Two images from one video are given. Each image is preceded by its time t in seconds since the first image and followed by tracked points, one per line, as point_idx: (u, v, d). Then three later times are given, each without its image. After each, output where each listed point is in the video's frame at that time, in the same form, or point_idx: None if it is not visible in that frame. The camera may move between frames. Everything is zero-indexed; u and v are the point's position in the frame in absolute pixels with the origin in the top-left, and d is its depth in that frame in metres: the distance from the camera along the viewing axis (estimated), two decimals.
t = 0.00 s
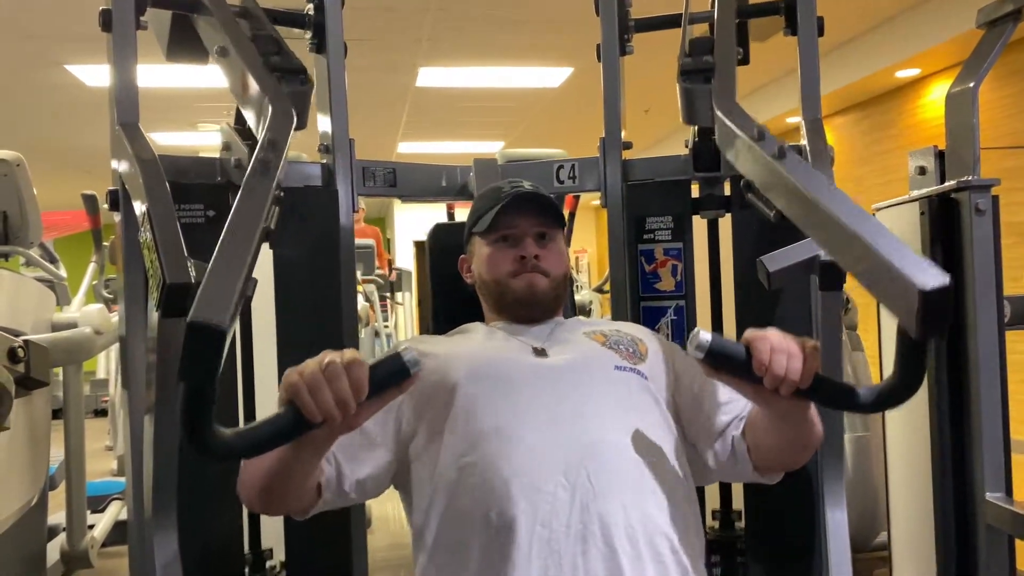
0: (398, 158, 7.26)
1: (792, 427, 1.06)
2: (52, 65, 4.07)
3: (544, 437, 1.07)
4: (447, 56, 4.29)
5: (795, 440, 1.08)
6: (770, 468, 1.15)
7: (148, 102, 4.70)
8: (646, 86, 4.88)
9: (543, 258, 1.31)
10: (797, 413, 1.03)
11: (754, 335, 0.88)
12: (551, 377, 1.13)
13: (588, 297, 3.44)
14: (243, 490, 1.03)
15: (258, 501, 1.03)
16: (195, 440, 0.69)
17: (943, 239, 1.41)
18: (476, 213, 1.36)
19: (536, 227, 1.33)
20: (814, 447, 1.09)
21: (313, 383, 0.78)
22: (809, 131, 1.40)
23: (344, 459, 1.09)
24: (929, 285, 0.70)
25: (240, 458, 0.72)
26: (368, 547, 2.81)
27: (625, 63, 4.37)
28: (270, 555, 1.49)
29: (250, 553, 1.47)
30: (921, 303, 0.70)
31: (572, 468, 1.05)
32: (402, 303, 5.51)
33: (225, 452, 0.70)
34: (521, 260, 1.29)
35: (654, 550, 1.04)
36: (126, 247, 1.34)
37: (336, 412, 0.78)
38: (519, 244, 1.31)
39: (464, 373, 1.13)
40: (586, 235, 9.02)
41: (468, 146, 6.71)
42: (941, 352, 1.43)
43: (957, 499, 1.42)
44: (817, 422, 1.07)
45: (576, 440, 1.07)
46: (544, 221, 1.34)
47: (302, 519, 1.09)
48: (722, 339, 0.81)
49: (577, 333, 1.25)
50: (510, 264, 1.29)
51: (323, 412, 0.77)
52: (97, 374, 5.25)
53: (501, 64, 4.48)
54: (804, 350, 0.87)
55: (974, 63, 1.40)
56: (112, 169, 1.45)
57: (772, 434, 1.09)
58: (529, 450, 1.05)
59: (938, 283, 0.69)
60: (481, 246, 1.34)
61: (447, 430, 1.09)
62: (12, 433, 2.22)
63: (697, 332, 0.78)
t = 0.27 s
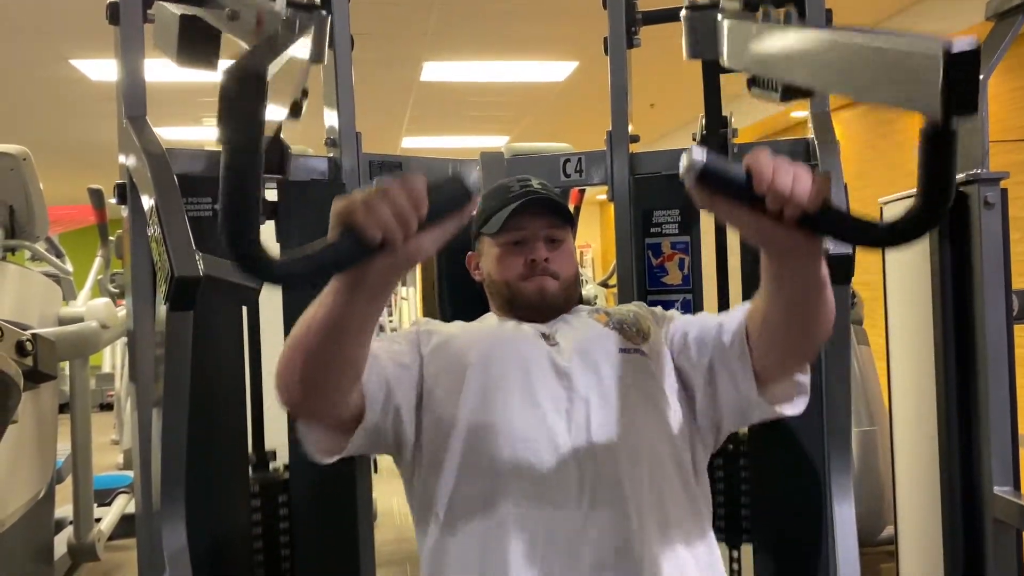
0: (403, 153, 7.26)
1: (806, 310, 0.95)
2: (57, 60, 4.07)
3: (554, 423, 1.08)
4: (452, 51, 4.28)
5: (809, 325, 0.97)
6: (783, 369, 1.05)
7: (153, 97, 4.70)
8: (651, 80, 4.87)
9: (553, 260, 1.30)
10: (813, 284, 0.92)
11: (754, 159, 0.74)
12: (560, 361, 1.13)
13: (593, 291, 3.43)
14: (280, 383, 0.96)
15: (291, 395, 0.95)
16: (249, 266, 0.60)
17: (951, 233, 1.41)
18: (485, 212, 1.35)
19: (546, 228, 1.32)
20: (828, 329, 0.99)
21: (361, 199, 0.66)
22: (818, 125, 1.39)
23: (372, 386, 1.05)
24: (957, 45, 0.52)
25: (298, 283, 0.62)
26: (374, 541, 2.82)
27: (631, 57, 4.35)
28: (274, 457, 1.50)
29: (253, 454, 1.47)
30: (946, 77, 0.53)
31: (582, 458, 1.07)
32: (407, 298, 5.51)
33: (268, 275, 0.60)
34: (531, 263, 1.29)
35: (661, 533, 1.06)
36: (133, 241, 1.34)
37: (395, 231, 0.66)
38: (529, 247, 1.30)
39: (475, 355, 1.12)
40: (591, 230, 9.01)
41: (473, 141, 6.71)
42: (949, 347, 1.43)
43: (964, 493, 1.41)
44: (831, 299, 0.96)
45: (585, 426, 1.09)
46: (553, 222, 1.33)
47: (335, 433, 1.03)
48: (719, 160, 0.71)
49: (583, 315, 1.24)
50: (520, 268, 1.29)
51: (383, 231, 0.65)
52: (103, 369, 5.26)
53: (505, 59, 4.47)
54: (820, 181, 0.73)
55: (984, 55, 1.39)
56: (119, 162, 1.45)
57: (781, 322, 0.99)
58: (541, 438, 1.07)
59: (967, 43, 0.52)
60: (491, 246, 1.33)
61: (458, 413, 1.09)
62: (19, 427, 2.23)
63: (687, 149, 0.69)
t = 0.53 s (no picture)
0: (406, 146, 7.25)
1: (794, 265, 0.95)
2: (61, 53, 4.08)
3: (554, 413, 1.09)
4: (455, 44, 4.28)
5: (795, 288, 0.97)
6: (768, 339, 1.05)
7: (156, 90, 4.71)
8: (654, 74, 4.86)
9: (553, 247, 1.30)
10: (800, 243, 0.92)
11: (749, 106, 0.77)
12: (561, 355, 1.13)
13: (595, 285, 3.43)
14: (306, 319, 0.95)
15: (316, 334, 0.95)
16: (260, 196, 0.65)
17: (952, 227, 1.41)
18: (486, 203, 1.36)
19: (547, 216, 1.33)
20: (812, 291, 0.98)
21: (370, 134, 0.70)
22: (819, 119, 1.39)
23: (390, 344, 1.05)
24: None
25: (312, 218, 0.67)
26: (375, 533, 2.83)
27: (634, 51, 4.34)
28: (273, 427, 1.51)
29: (253, 421, 1.49)
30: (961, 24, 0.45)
31: (581, 450, 1.07)
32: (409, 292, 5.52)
33: (280, 204, 0.66)
34: (531, 249, 1.29)
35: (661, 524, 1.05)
36: (135, 233, 1.35)
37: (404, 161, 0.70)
38: (530, 234, 1.31)
39: (477, 346, 1.13)
40: (594, 225, 9.01)
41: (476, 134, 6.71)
42: (950, 340, 1.43)
43: (964, 488, 1.42)
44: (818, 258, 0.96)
45: (584, 417, 1.09)
46: (554, 212, 1.34)
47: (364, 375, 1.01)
48: (717, 109, 0.71)
49: (582, 307, 1.25)
50: (520, 254, 1.29)
51: (391, 160, 0.69)
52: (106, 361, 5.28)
53: (509, 52, 4.47)
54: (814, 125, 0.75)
55: (987, 48, 1.39)
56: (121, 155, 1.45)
57: (767, 286, 0.99)
58: (540, 429, 1.07)
59: None
60: (492, 236, 1.34)
61: (459, 403, 1.10)
62: (23, 418, 2.24)
63: (685, 100, 0.69)
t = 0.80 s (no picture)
0: (407, 139, 7.24)
1: (804, 322, 0.95)
2: (62, 46, 4.07)
3: (549, 414, 1.08)
4: (457, 37, 4.27)
5: (809, 345, 0.97)
6: (786, 391, 1.06)
7: (157, 83, 4.70)
8: (656, 67, 4.85)
9: (550, 235, 1.30)
10: (810, 306, 0.93)
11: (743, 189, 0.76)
12: (555, 354, 1.13)
13: (596, 279, 3.43)
14: (268, 380, 0.95)
15: (279, 397, 0.94)
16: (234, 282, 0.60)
17: (951, 222, 1.40)
18: (484, 194, 1.37)
19: (544, 207, 1.34)
20: (827, 344, 0.98)
21: (352, 219, 0.68)
22: (818, 114, 1.39)
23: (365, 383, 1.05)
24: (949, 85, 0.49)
25: (289, 299, 0.63)
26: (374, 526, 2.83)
27: (636, 44, 4.33)
28: (273, 456, 1.50)
29: (253, 451, 1.48)
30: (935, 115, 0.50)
31: (575, 450, 1.07)
32: (411, 285, 5.52)
33: (262, 290, 0.61)
34: (528, 236, 1.29)
35: (654, 526, 1.05)
36: (133, 227, 1.35)
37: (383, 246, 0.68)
38: (527, 222, 1.31)
39: (472, 348, 1.13)
40: (596, 218, 9.01)
41: (478, 127, 6.70)
42: (947, 336, 1.43)
43: (961, 485, 1.41)
44: (827, 315, 0.96)
45: (580, 419, 1.09)
46: (550, 202, 1.35)
47: (320, 430, 1.00)
48: (714, 191, 0.70)
49: (582, 307, 1.25)
50: (516, 240, 1.29)
51: (368, 245, 0.67)
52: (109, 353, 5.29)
53: (510, 45, 4.45)
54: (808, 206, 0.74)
55: (987, 43, 1.38)
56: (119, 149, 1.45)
57: (781, 344, 0.99)
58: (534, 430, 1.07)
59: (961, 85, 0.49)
60: (489, 225, 1.34)
61: (453, 403, 1.09)
62: (24, 411, 2.24)
63: (684, 182, 0.68)
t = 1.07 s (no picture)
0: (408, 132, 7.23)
1: (800, 369, 0.98)
2: (61, 38, 4.06)
3: (542, 410, 1.08)
4: (457, 31, 4.26)
5: (805, 390, 1.01)
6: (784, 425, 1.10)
7: (156, 76, 4.69)
8: (656, 61, 4.84)
9: (547, 223, 1.30)
10: (804, 354, 0.97)
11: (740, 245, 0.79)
12: (549, 350, 1.13)
13: (595, 273, 3.43)
14: (248, 427, 0.97)
15: (260, 444, 0.97)
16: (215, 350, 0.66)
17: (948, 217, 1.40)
18: (480, 186, 1.37)
19: (540, 199, 1.34)
20: (824, 394, 1.02)
21: (329, 291, 0.72)
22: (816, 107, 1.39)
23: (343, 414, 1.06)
24: (935, 168, 0.63)
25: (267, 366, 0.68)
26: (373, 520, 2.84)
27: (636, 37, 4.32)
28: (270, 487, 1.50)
29: (252, 482, 1.47)
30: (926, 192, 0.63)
31: (568, 443, 1.06)
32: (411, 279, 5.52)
33: (245, 362, 0.66)
34: (525, 224, 1.29)
35: (646, 524, 1.06)
36: (129, 220, 1.35)
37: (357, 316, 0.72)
38: (523, 211, 1.31)
39: (465, 346, 1.13)
40: (596, 213, 9.00)
41: (478, 121, 6.69)
42: (944, 331, 1.43)
43: (958, 478, 1.42)
44: (822, 357, 0.99)
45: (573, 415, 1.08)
46: (547, 192, 1.35)
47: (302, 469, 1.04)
48: (712, 248, 0.73)
49: (579, 305, 1.25)
50: (512, 228, 1.29)
51: (342, 316, 0.72)
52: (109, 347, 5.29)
53: (510, 39, 4.45)
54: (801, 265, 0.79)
55: (985, 36, 1.38)
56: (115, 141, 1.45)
57: (775, 385, 1.03)
58: (528, 427, 1.06)
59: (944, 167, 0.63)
60: (485, 214, 1.34)
61: (447, 401, 1.10)
62: (22, 404, 2.24)
63: (686, 241, 0.71)
